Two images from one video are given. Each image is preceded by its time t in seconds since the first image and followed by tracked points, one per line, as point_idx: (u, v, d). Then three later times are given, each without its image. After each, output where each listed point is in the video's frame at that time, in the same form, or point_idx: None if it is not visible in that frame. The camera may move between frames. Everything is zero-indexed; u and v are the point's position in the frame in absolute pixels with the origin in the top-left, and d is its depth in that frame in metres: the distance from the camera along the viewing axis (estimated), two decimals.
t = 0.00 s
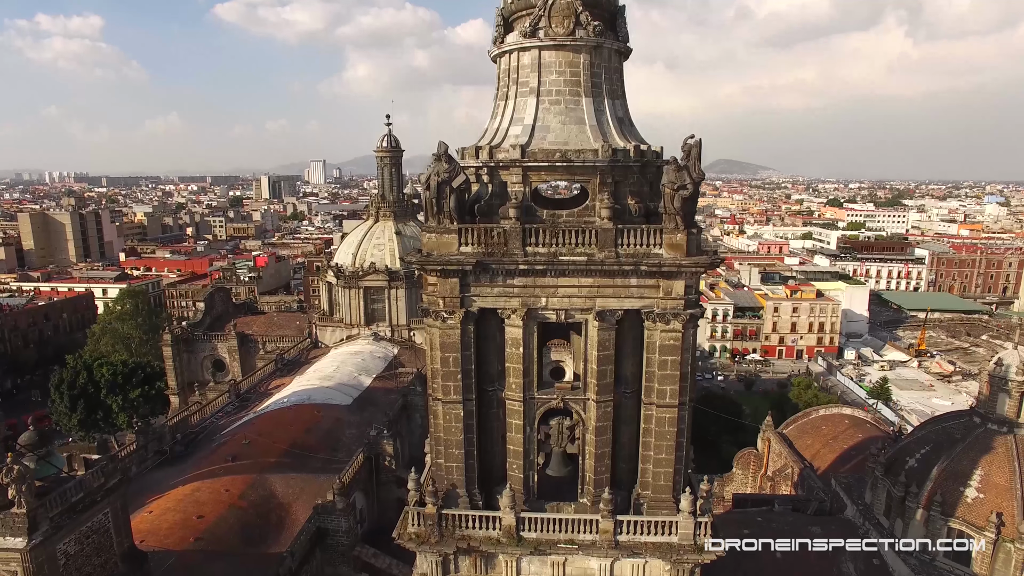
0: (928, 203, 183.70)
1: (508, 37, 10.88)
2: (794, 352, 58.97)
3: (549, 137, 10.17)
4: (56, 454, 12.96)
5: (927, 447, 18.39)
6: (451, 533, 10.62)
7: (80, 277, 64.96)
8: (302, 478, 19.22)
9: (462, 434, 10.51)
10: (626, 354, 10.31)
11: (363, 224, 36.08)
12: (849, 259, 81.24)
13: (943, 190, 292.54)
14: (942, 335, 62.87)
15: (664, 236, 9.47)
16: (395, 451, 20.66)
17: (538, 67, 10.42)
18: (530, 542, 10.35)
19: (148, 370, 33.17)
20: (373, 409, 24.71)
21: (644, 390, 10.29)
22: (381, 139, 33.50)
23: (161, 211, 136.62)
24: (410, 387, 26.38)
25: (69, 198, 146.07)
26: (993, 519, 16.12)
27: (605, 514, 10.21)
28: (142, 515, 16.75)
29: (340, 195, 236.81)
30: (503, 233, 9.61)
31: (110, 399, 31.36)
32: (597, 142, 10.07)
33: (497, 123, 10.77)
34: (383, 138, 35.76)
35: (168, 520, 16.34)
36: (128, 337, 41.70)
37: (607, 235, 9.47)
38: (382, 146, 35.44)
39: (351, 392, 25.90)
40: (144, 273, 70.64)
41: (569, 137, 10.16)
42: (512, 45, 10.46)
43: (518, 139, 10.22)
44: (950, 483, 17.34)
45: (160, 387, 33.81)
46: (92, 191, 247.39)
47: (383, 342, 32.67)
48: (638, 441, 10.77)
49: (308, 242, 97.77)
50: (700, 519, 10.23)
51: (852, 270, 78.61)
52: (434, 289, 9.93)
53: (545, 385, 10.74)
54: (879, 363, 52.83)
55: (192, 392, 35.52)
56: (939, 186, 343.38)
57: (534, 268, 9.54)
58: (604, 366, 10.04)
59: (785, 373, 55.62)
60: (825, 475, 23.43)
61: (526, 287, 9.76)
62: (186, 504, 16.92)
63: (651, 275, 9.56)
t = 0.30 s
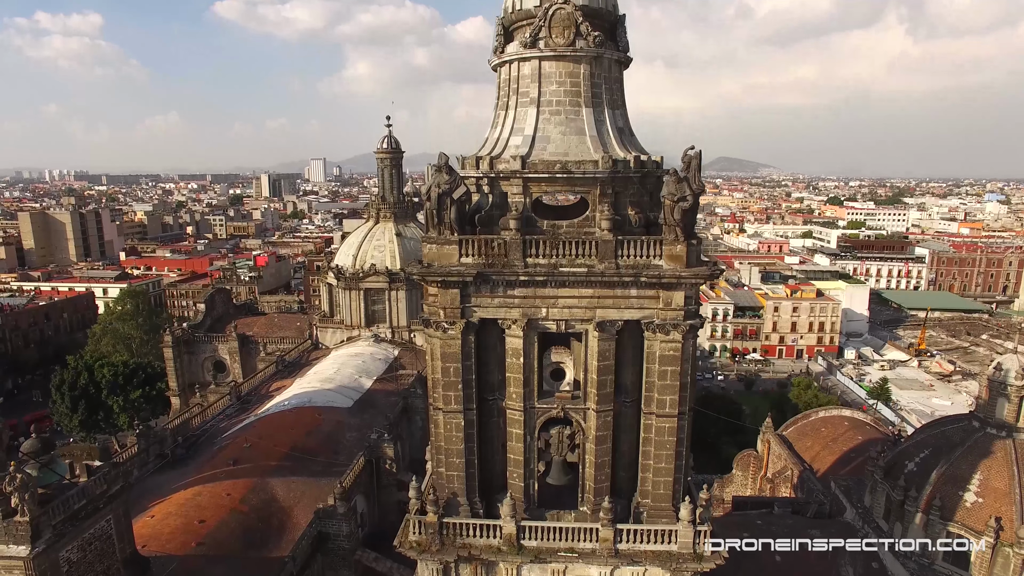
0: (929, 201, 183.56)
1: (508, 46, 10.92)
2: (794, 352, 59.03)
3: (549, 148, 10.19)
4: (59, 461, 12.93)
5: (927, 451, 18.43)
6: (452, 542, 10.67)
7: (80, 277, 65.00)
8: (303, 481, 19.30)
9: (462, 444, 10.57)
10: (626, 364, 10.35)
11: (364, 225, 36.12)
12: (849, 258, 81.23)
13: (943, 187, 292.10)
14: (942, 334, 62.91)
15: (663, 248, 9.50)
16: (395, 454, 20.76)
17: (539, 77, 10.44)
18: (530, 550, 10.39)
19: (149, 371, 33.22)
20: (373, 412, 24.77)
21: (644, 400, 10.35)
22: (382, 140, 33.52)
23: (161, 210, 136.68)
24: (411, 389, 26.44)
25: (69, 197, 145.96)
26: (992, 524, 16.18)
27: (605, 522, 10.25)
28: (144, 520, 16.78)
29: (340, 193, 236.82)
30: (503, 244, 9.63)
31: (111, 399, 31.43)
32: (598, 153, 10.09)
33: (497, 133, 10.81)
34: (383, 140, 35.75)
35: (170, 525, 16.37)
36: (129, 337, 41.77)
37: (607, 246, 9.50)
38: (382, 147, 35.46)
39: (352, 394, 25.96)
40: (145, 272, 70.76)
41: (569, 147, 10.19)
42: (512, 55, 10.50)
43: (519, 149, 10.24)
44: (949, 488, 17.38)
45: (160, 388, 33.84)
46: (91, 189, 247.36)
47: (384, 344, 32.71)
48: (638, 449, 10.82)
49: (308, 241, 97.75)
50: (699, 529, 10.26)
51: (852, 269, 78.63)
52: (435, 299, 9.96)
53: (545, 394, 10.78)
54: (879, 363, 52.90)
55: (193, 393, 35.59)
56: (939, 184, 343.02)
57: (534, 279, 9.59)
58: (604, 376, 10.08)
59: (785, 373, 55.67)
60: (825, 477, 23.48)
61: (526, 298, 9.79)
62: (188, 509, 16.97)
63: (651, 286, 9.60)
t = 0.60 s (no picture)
0: (930, 199, 183.44)
1: (508, 56, 10.94)
2: (794, 351, 59.10)
3: (549, 158, 10.21)
4: (61, 469, 13.00)
5: (926, 455, 18.48)
6: (453, 550, 10.72)
7: (80, 276, 65.03)
8: (304, 484, 19.38)
9: (463, 453, 10.64)
10: (626, 373, 10.40)
11: (364, 226, 36.14)
12: (850, 257, 81.22)
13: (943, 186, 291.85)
14: (942, 334, 62.95)
15: (664, 259, 9.53)
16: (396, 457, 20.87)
17: (539, 87, 10.45)
18: (531, 558, 10.44)
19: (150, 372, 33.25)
20: (374, 414, 24.85)
21: (643, 409, 10.40)
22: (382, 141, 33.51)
23: (160, 208, 136.48)
24: (411, 392, 26.50)
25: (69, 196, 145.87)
26: (991, 528, 16.24)
27: (605, 530, 10.29)
28: (147, 524, 16.85)
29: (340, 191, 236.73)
30: (504, 255, 9.67)
31: (112, 399, 31.48)
32: (598, 163, 10.11)
33: (497, 143, 10.84)
34: (383, 141, 35.73)
35: (172, 530, 16.42)
36: (129, 337, 41.83)
37: (607, 257, 9.53)
38: (383, 148, 35.45)
39: (352, 396, 26.01)
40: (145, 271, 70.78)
41: (569, 158, 10.21)
42: (512, 65, 10.51)
43: (519, 160, 10.27)
44: (948, 491, 17.42)
45: (160, 388, 33.88)
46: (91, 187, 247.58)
47: (384, 346, 32.78)
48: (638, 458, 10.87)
49: (308, 240, 97.74)
50: (698, 537, 10.30)
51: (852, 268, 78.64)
52: (435, 310, 10.02)
53: (546, 403, 10.83)
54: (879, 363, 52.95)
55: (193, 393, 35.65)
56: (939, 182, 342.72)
57: (535, 290, 9.63)
58: (604, 386, 10.12)
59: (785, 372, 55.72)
60: (824, 479, 23.55)
61: (526, 309, 9.84)
62: (190, 513, 17.04)
63: (651, 297, 9.64)
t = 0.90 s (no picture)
0: (930, 197, 183.42)
1: (508, 66, 10.96)
2: (794, 351, 59.16)
3: (549, 169, 10.24)
4: (63, 476, 13.16)
5: (924, 460, 18.49)
6: (453, 559, 10.76)
7: (81, 276, 65.06)
8: (305, 488, 19.44)
9: (464, 462, 10.70)
10: (625, 383, 10.43)
11: (364, 228, 36.18)
12: (850, 255, 81.27)
13: (944, 184, 291.54)
14: (942, 333, 63.03)
15: (663, 270, 9.56)
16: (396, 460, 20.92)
17: (539, 98, 10.48)
18: (531, 567, 10.48)
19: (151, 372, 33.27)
20: (374, 417, 24.93)
21: (643, 418, 10.45)
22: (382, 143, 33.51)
23: (161, 207, 136.48)
24: (412, 394, 26.58)
25: (69, 195, 145.75)
26: (989, 532, 16.28)
27: (604, 539, 10.34)
28: (148, 528, 16.90)
29: (340, 189, 236.71)
30: (504, 267, 9.72)
31: (113, 400, 31.52)
32: (598, 174, 10.13)
33: (498, 153, 10.86)
34: (384, 142, 35.70)
35: (173, 534, 16.47)
36: (130, 338, 41.89)
37: (607, 269, 9.57)
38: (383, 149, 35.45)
39: (352, 399, 26.07)
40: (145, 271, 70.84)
41: (569, 168, 10.24)
42: (512, 76, 10.54)
43: (519, 170, 10.29)
44: (946, 496, 17.43)
45: (161, 389, 33.93)
46: (91, 185, 247.72)
47: (384, 347, 32.84)
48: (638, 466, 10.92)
49: (308, 239, 97.76)
50: (698, 546, 10.33)
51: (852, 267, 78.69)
52: (436, 320, 10.07)
53: (546, 412, 10.87)
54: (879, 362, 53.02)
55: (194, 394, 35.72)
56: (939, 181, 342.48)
57: (535, 301, 9.69)
58: (604, 396, 10.17)
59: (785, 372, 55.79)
60: (823, 482, 23.62)
61: (526, 319, 9.89)
62: (191, 518, 17.08)
63: (651, 308, 9.69)
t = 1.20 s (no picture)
0: (931, 195, 183.18)
1: (508, 76, 10.98)
2: (794, 350, 59.18)
3: (550, 179, 10.27)
4: (66, 482, 12.99)
5: (923, 463, 18.52)
6: (454, 566, 10.79)
7: (81, 275, 65.12)
8: (306, 491, 19.49)
9: (465, 471, 10.75)
10: (625, 392, 10.47)
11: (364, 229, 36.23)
12: (850, 254, 81.25)
13: (945, 181, 290.72)
14: (942, 332, 63.03)
15: (663, 281, 9.60)
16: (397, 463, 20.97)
17: (539, 108, 10.50)
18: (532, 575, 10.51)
19: (151, 373, 33.31)
20: (375, 419, 24.99)
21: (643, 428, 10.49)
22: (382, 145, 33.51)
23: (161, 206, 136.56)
24: (412, 397, 26.65)
25: (70, 193, 145.87)
26: (988, 537, 16.34)
27: (604, 547, 10.37)
28: (149, 533, 16.94)
29: (340, 187, 236.75)
30: (504, 278, 9.76)
31: (114, 400, 31.55)
32: (598, 184, 10.17)
33: (498, 163, 10.90)
34: (384, 143, 35.69)
35: (175, 538, 16.51)
36: (131, 338, 41.98)
37: (608, 280, 9.61)
38: (383, 150, 35.43)
39: (353, 401, 26.13)
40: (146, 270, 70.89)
41: (570, 178, 10.26)
42: (512, 85, 10.55)
43: (519, 181, 10.33)
44: (945, 500, 17.48)
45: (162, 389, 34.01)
46: (91, 183, 247.98)
47: (385, 349, 32.89)
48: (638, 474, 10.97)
49: (309, 237, 97.80)
50: (697, 554, 10.37)
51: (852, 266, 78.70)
52: (437, 330, 10.12)
53: (546, 421, 10.93)
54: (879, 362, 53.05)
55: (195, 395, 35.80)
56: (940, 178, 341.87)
57: (535, 312, 9.73)
58: (604, 406, 10.22)
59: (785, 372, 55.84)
60: (822, 484, 23.67)
61: (526, 329, 9.93)
62: (192, 522, 17.13)
63: (651, 319, 9.72)
